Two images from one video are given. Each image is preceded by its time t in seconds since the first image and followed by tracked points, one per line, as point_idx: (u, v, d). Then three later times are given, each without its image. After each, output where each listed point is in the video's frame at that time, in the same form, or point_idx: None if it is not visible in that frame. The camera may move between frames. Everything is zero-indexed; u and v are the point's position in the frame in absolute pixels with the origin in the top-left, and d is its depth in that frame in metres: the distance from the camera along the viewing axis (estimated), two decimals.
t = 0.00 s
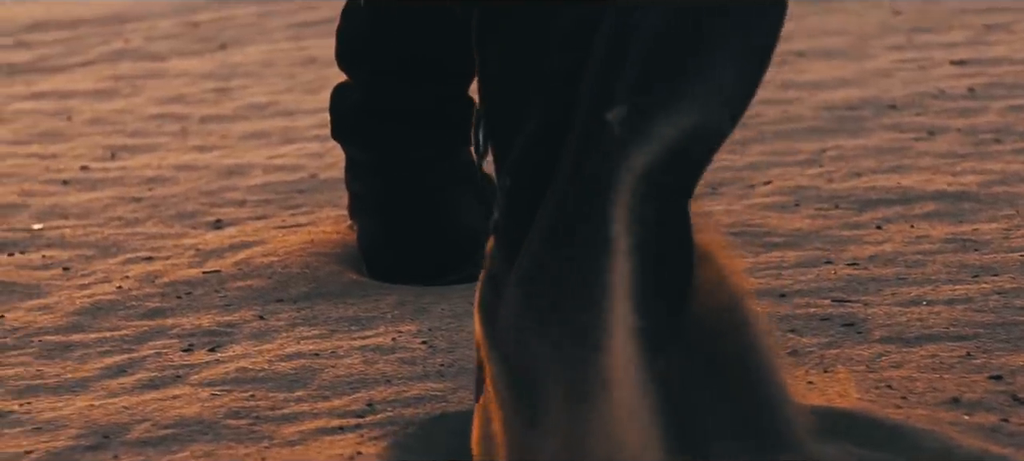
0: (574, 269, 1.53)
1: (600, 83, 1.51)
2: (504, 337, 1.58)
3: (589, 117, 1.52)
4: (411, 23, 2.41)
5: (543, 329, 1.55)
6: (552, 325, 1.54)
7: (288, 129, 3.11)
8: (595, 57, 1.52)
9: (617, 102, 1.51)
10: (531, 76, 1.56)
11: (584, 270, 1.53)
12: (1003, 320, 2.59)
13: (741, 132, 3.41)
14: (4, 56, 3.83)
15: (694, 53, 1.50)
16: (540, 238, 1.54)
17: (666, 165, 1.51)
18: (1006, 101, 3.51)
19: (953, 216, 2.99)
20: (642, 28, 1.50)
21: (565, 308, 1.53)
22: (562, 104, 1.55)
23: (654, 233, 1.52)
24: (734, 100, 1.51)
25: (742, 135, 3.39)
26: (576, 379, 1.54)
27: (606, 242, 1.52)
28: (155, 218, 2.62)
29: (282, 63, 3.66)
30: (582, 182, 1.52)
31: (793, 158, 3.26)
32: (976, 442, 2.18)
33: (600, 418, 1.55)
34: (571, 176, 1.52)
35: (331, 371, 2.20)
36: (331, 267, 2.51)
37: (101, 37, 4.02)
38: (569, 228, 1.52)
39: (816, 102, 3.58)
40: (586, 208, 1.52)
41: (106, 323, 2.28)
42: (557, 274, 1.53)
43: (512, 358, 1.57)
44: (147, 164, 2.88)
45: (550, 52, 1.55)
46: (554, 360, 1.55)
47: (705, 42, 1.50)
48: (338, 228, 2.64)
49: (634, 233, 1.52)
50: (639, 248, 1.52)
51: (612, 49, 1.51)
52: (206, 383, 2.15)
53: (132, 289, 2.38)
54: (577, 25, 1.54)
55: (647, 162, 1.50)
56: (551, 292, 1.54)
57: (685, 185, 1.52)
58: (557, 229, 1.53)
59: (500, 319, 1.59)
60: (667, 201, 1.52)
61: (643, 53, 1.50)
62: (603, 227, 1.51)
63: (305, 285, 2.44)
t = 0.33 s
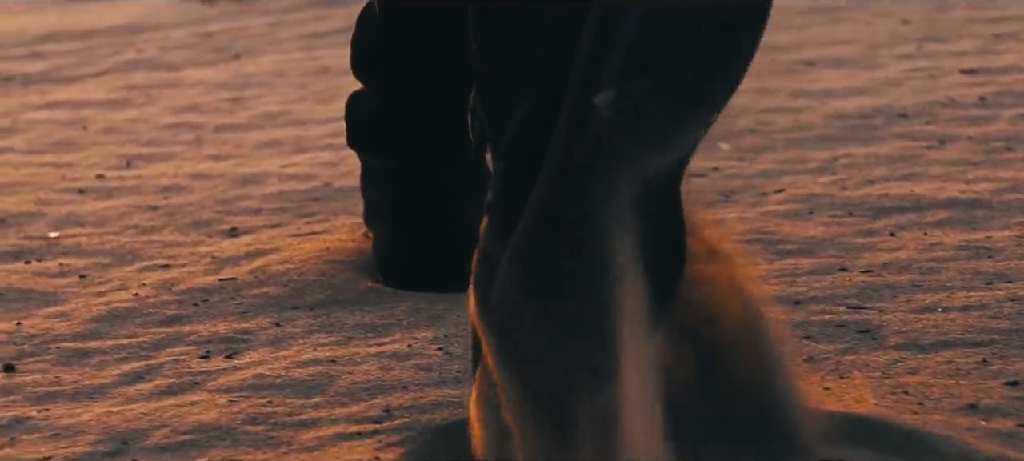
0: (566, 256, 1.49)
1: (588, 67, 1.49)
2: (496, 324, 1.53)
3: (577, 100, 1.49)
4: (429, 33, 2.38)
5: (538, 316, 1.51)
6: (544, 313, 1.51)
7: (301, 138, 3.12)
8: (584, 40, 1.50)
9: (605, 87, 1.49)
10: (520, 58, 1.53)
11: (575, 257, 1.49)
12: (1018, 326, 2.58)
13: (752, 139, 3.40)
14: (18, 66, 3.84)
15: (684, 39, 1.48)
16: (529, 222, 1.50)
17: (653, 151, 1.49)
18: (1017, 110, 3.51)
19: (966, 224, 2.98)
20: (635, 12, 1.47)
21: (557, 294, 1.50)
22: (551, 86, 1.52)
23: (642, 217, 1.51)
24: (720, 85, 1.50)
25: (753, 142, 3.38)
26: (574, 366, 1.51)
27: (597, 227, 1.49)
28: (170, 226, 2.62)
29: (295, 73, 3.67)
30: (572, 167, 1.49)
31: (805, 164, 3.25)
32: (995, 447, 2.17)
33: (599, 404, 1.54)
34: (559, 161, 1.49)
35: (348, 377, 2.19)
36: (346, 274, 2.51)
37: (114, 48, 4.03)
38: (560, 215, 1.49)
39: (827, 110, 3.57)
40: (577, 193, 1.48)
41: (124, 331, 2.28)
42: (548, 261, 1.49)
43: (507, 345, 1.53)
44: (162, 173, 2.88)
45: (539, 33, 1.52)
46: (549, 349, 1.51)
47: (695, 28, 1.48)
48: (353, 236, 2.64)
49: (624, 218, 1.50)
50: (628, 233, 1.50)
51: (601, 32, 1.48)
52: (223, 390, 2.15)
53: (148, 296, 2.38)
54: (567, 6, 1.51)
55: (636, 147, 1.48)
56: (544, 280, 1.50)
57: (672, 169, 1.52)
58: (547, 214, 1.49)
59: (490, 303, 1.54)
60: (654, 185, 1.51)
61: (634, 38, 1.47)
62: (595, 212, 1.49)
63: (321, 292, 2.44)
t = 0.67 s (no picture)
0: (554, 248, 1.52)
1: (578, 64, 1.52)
2: (490, 314, 1.56)
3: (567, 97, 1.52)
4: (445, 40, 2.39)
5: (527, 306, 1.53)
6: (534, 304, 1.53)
7: (317, 146, 3.12)
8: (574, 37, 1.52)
9: (594, 82, 1.52)
10: (514, 52, 1.55)
11: (564, 249, 1.53)
12: None
13: (765, 146, 3.39)
14: (34, 75, 3.86)
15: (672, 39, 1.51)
16: (516, 218, 1.53)
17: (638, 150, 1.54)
18: None
19: (980, 230, 2.98)
20: (621, 11, 1.49)
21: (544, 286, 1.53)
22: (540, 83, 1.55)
23: (628, 213, 1.55)
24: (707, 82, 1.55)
25: (767, 149, 3.37)
26: (565, 359, 1.54)
27: (583, 220, 1.53)
28: (188, 233, 2.63)
29: (310, 81, 3.68)
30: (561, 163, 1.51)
31: (819, 171, 3.25)
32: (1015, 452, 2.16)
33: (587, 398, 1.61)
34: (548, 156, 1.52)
35: (367, 383, 2.19)
36: (363, 281, 2.51)
37: (129, 57, 4.04)
38: (547, 211, 1.52)
39: (839, 118, 3.57)
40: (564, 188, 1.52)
41: (142, 337, 2.28)
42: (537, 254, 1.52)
43: (501, 336, 1.55)
44: (179, 180, 2.89)
45: (535, 29, 1.54)
46: (541, 343, 1.53)
47: (694, 28, 1.52)
48: (369, 243, 2.64)
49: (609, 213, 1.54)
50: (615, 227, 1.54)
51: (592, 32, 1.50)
52: (242, 395, 2.15)
53: (166, 303, 2.38)
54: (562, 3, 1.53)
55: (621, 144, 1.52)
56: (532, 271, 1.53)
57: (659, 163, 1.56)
58: (535, 210, 1.52)
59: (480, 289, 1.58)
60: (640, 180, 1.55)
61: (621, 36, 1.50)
62: (582, 206, 1.53)
63: (338, 298, 2.44)
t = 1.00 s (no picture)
0: (543, 244, 1.62)
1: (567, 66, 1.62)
2: (485, 303, 1.68)
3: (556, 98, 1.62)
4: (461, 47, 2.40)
5: (518, 299, 1.64)
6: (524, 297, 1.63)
7: (333, 155, 3.13)
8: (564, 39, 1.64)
9: (584, 83, 1.60)
10: (512, 54, 1.71)
11: (553, 246, 1.62)
12: None
13: (780, 155, 3.39)
14: (51, 84, 3.87)
15: (660, 42, 1.58)
16: (509, 215, 1.64)
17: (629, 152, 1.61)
18: None
19: (996, 238, 2.97)
20: (615, 12, 1.58)
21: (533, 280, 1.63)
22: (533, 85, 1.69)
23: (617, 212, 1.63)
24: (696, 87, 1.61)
25: (782, 158, 3.37)
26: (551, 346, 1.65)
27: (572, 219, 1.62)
28: (205, 241, 2.63)
29: (325, 91, 3.68)
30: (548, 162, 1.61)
31: (834, 179, 3.24)
32: None
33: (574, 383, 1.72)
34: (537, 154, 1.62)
35: (386, 389, 2.19)
36: (381, 288, 2.51)
37: (146, 67, 4.06)
38: (537, 209, 1.62)
39: (854, 127, 3.57)
40: (553, 187, 1.61)
41: (161, 343, 2.28)
42: (527, 250, 1.62)
43: (492, 325, 1.68)
44: (196, 189, 2.89)
45: (527, 30, 1.69)
46: (529, 332, 1.64)
47: (692, 29, 1.59)
48: (387, 250, 2.65)
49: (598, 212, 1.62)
50: (606, 227, 1.62)
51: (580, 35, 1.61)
52: (261, 401, 2.14)
53: (185, 310, 2.38)
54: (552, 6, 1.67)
55: (610, 146, 1.61)
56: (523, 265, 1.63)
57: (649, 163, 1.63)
58: (525, 209, 1.63)
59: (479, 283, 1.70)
60: (630, 182, 1.63)
61: (610, 38, 1.58)
62: (569, 207, 1.61)
63: (356, 306, 2.44)
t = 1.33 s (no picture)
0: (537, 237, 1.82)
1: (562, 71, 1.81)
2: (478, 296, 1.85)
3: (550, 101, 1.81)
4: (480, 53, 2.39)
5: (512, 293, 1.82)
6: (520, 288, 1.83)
7: (351, 164, 3.14)
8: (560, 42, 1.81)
9: (576, 95, 1.79)
10: (504, 58, 1.87)
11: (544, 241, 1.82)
12: None
13: (796, 164, 3.39)
14: (69, 94, 3.89)
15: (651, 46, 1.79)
16: (503, 215, 1.82)
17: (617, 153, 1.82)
18: None
19: (1013, 247, 2.96)
20: (616, 13, 1.77)
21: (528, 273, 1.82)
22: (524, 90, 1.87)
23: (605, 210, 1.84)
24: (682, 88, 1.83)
25: (798, 167, 3.37)
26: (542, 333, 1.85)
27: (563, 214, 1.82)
28: (225, 249, 2.64)
29: (342, 101, 3.70)
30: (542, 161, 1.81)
31: (850, 188, 3.24)
32: None
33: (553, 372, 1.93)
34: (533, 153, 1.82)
35: (405, 395, 2.19)
36: (400, 295, 2.50)
37: (163, 77, 4.07)
38: (530, 207, 1.81)
39: (869, 137, 3.57)
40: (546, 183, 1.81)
41: (181, 350, 2.28)
42: (521, 246, 1.81)
43: (484, 315, 1.84)
44: (215, 197, 2.90)
45: (525, 30, 1.84)
46: (522, 321, 1.83)
47: (679, 40, 1.79)
48: (405, 258, 2.65)
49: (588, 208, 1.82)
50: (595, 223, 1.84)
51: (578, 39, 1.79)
52: (282, 407, 2.14)
53: (205, 317, 2.38)
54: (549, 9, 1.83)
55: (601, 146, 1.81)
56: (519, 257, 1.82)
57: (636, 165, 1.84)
58: (518, 209, 1.81)
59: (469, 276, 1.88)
60: (619, 184, 1.84)
61: (610, 38, 1.78)
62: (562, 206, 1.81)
63: (375, 313, 2.43)
